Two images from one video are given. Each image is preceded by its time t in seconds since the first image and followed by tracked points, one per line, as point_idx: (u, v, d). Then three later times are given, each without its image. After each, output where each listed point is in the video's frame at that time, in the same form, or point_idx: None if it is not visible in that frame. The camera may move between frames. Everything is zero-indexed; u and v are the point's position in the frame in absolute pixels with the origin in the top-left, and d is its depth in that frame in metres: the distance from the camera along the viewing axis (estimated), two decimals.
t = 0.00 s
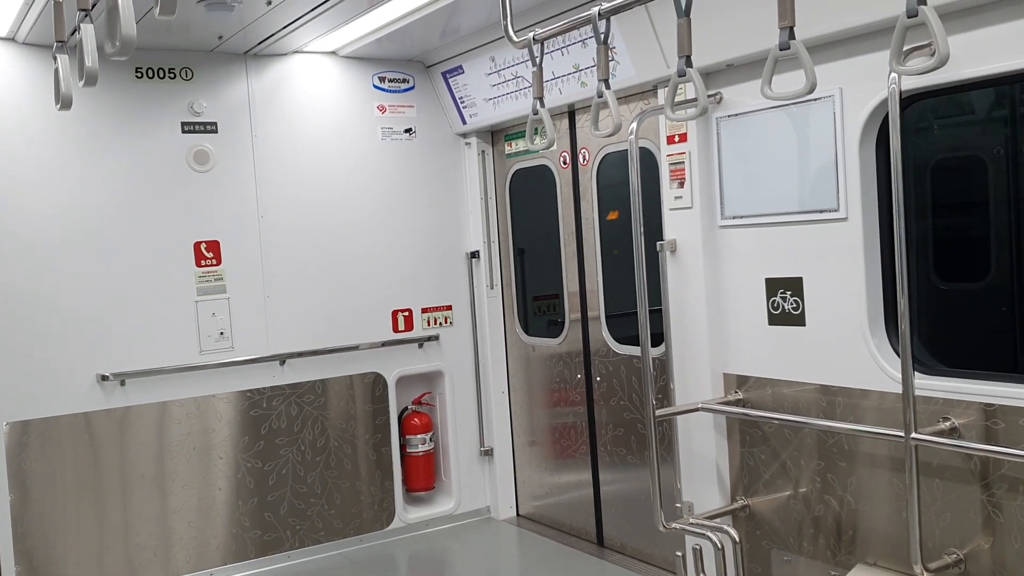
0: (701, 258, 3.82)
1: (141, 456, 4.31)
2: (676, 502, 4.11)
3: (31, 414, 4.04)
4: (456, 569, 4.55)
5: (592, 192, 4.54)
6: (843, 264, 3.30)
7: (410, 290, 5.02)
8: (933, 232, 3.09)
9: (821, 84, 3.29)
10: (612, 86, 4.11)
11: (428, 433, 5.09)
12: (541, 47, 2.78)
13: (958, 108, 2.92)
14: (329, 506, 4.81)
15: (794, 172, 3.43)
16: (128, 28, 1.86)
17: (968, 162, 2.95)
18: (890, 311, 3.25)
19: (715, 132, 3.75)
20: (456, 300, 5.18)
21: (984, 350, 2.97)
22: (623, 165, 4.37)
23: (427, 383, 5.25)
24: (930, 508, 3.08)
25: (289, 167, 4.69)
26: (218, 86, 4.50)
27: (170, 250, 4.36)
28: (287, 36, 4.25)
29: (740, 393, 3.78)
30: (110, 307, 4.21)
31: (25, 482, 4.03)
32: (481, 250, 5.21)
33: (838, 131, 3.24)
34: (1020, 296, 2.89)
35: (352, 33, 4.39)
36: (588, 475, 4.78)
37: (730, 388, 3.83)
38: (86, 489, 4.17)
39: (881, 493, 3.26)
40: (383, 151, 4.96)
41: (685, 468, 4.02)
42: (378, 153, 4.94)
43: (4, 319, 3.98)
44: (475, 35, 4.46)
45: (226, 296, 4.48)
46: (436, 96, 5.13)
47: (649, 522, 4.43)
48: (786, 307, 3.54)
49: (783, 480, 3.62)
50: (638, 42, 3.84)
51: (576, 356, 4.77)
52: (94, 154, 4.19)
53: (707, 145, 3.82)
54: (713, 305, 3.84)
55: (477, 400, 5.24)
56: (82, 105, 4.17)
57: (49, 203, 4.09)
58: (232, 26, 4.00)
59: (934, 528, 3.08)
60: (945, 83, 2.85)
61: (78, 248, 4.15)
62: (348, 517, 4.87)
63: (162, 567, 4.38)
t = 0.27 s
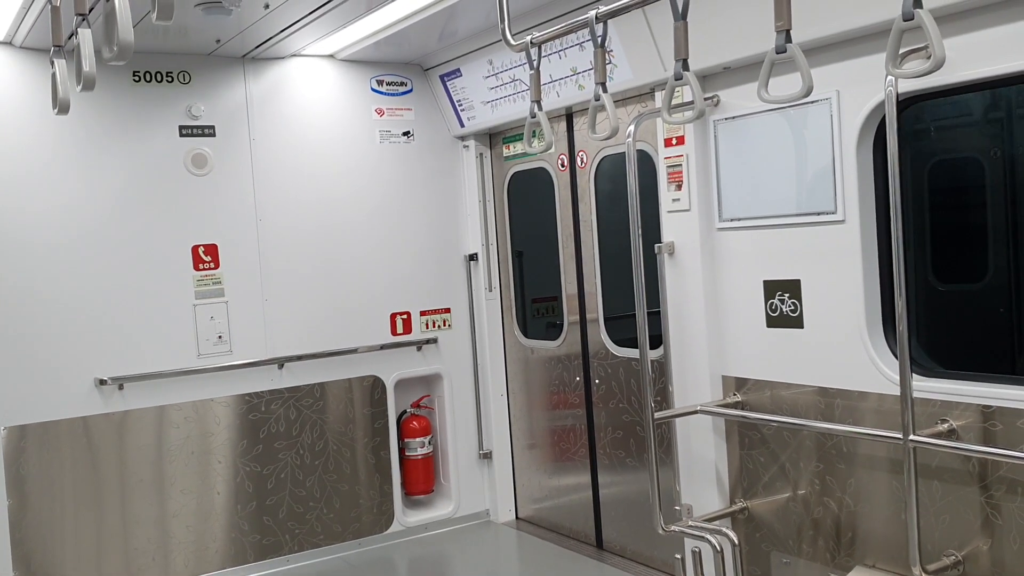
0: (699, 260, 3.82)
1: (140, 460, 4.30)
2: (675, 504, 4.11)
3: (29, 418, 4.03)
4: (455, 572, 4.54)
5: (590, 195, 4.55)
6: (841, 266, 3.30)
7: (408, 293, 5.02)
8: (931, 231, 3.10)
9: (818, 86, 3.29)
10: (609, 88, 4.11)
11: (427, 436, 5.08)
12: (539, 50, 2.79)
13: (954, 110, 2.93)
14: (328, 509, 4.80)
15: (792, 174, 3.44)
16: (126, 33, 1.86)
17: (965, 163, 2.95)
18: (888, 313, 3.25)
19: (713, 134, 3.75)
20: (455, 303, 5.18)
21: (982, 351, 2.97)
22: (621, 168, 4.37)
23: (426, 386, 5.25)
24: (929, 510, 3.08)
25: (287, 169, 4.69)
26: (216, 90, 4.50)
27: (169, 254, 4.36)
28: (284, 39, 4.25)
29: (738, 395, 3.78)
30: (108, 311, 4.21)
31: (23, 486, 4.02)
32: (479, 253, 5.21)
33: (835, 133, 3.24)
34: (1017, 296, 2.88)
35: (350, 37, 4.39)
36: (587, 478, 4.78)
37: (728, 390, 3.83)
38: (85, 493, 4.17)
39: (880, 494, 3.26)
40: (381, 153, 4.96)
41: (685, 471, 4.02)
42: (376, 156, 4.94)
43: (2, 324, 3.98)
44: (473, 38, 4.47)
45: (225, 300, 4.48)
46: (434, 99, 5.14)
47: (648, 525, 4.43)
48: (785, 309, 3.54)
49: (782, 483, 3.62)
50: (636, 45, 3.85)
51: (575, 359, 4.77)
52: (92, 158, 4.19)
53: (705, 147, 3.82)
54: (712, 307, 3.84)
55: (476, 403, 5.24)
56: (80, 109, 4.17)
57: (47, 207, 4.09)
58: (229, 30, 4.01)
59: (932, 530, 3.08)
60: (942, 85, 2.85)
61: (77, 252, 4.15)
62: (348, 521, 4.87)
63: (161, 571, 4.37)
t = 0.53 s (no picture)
0: (697, 262, 3.82)
1: (137, 464, 4.30)
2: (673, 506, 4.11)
3: (27, 421, 4.03)
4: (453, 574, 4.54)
5: (588, 197, 4.55)
6: (839, 268, 3.31)
7: (406, 295, 5.02)
8: (929, 237, 3.11)
9: (816, 89, 3.30)
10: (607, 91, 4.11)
11: (426, 438, 5.09)
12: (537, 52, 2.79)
13: (952, 112, 2.93)
14: (326, 512, 4.80)
15: (790, 176, 3.44)
16: (124, 35, 1.87)
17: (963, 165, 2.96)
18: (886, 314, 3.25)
19: (711, 137, 3.76)
20: (453, 306, 5.18)
21: (982, 355, 2.97)
22: (619, 170, 4.37)
23: (424, 388, 5.25)
24: (927, 512, 3.08)
25: (285, 172, 4.69)
26: (213, 93, 4.50)
27: (167, 257, 4.36)
28: (282, 41, 4.25)
29: (736, 397, 3.78)
30: (106, 314, 4.21)
31: (21, 489, 4.02)
32: (478, 255, 5.21)
33: (833, 136, 3.25)
34: (1016, 300, 2.90)
35: (348, 39, 4.39)
36: (585, 480, 4.78)
37: (727, 392, 3.83)
38: (83, 497, 4.16)
39: (878, 496, 3.26)
40: (379, 156, 4.96)
41: (683, 473, 4.02)
42: (374, 158, 4.95)
43: None
44: (470, 41, 4.47)
45: (223, 302, 4.48)
46: (432, 101, 5.14)
47: (646, 527, 4.43)
48: (783, 311, 3.55)
49: (780, 484, 3.62)
50: (633, 47, 3.85)
51: (573, 361, 4.77)
52: (90, 161, 4.19)
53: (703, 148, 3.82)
54: (710, 309, 3.84)
55: (474, 406, 5.24)
56: (78, 112, 4.17)
57: (45, 210, 4.08)
58: (227, 33, 4.01)
59: (930, 532, 3.08)
60: (940, 87, 2.85)
61: (74, 255, 4.14)
62: (346, 523, 4.86)
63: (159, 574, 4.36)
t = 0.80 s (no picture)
0: (695, 263, 3.82)
1: (135, 465, 4.29)
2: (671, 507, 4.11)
3: (24, 423, 4.02)
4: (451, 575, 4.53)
5: (586, 198, 4.55)
6: (836, 269, 3.31)
7: (404, 296, 5.01)
8: (926, 238, 3.12)
9: (813, 89, 3.30)
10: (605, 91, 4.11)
11: (424, 439, 5.09)
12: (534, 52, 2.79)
13: (949, 112, 2.93)
14: (324, 513, 4.79)
15: (787, 176, 3.44)
16: (121, 36, 1.86)
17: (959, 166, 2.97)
18: (884, 315, 3.26)
19: (708, 137, 3.76)
20: (451, 306, 5.18)
21: (979, 356, 2.97)
22: (616, 170, 4.37)
23: (422, 389, 5.24)
24: (924, 512, 3.08)
25: (282, 173, 4.68)
26: (210, 94, 4.50)
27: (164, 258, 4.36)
28: (280, 42, 4.25)
29: (734, 398, 3.78)
30: (104, 315, 4.20)
31: (18, 491, 4.01)
32: (475, 256, 5.21)
33: (830, 136, 3.25)
34: (1012, 300, 2.88)
35: (345, 40, 4.39)
36: (583, 481, 4.78)
37: (724, 392, 3.83)
38: (80, 498, 4.15)
39: (875, 496, 3.26)
40: (376, 157, 4.96)
41: (681, 473, 4.02)
42: (371, 159, 4.94)
43: None
44: (468, 42, 4.47)
45: (220, 303, 4.48)
46: (429, 102, 5.14)
47: (644, 527, 4.43)
48: (780, 311, 3.55)
49: (778, 485, 3.62)
50: (631, 48, 3.85)
51: (570, 362, 4.77)
52: (87, 162, 4.19)
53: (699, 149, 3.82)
54: (707, 310, 3.84)
55: (472, 406, 5.24)
56: (75, 113, 4.16)
57: (42, 211, 4.08)
58: (225, 33, 4.00)
59: (928, 532, 3.08)
60: (937, 87, 2.86)
61: (71, 256, 4.14)
62: (344, 524, 4.86)
63: None
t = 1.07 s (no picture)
0: (692, 265, 3.83)
1: (132, 468, 4.28)
2: (668, 509, 4.11)
3: (20, 426, 4.01)
4: None
5: (583, 200, 4.56)
6: (833, 271, 3.31)
7: (401, 298, 5.01)
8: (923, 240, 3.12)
9: (810, 92, 3.31)
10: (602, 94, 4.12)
11: (421, 442, 5.09)
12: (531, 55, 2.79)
13: (946, 114, 2.94)
14: (321, 516, 4.79)
15: (784, 179, 3.45)
16: (119, 38, 1.85)
17: (955, 168, 2.98)
18: (881, 317, 3.26)
19: (705, 139, 3.76)
20: (448, 309, 5.18)
21: (976, 357, 2.98)
22: (613, 173, 4.38)
23: (419, 392, 5.24)
24: (921, 514, 3.09)
25: (279, 175, 4.68)
26: (207, 96, 4.50)
27: (161, 260, 4.35)
28: (277, 45, 4.25)
29: (731, 400, 3.78)
30: (100, 317, 4.20)
31: (15, 494, 4.00)
32: (472, 258, 5.21)
33: (826, 139, 3.25)
34: (1009, 302, 2.89)
35: (343, 42, 4.39)
36: (581, 483, 4.78)
37: (721, 395, 3.84)
38: (77, 501, 4.14)
39: (872, 498, 3.27)
40: (373, 159, 4.96)
41: (678, 475, 4.02)
42: (369, 161, 4.94)
43: None
44: (465, 44, 4.48)
45: (217, 306, 4.47)
46: (426, 104, 5.14)
47: (641, 530, 4.43)
48: (777, 313, 3.55)
49: (775, 487, 3.62)
50: (628, 50, 3.86)
51: (568, 364, 4.77)
52: (84, 164, 4.18)
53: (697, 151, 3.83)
54: (705, 312, 3.85)
55: (469, 409, 5.24)
56: (71, 115, 4.16)
57: (39, 213, 4.07)
58: (222, 36, 4.01)
59: (925, 534, 3.09)
60: (933, 90, 2.87)
61: (68, 259, 4.13)
62: (341, 527, 4.85)
63: None
